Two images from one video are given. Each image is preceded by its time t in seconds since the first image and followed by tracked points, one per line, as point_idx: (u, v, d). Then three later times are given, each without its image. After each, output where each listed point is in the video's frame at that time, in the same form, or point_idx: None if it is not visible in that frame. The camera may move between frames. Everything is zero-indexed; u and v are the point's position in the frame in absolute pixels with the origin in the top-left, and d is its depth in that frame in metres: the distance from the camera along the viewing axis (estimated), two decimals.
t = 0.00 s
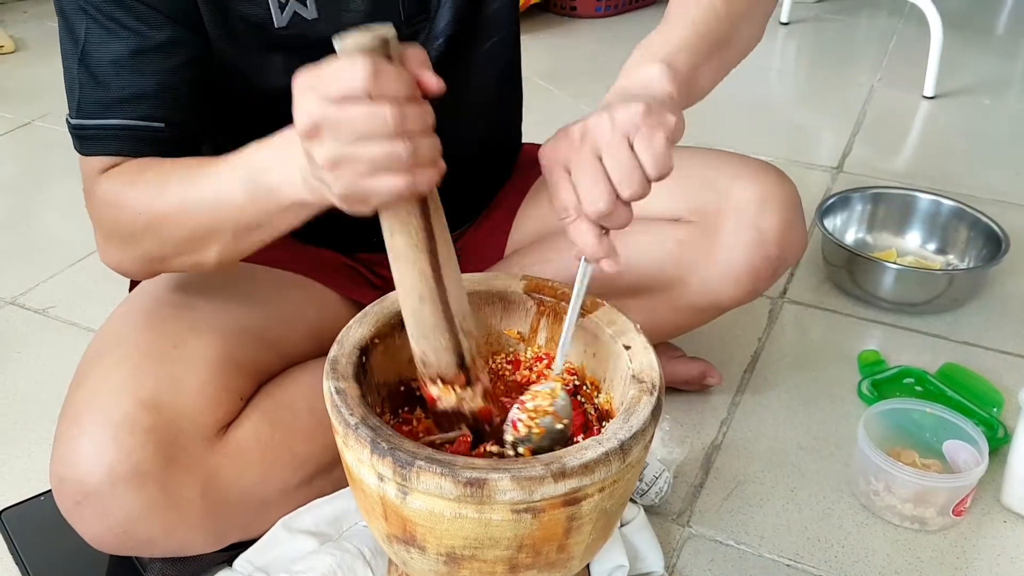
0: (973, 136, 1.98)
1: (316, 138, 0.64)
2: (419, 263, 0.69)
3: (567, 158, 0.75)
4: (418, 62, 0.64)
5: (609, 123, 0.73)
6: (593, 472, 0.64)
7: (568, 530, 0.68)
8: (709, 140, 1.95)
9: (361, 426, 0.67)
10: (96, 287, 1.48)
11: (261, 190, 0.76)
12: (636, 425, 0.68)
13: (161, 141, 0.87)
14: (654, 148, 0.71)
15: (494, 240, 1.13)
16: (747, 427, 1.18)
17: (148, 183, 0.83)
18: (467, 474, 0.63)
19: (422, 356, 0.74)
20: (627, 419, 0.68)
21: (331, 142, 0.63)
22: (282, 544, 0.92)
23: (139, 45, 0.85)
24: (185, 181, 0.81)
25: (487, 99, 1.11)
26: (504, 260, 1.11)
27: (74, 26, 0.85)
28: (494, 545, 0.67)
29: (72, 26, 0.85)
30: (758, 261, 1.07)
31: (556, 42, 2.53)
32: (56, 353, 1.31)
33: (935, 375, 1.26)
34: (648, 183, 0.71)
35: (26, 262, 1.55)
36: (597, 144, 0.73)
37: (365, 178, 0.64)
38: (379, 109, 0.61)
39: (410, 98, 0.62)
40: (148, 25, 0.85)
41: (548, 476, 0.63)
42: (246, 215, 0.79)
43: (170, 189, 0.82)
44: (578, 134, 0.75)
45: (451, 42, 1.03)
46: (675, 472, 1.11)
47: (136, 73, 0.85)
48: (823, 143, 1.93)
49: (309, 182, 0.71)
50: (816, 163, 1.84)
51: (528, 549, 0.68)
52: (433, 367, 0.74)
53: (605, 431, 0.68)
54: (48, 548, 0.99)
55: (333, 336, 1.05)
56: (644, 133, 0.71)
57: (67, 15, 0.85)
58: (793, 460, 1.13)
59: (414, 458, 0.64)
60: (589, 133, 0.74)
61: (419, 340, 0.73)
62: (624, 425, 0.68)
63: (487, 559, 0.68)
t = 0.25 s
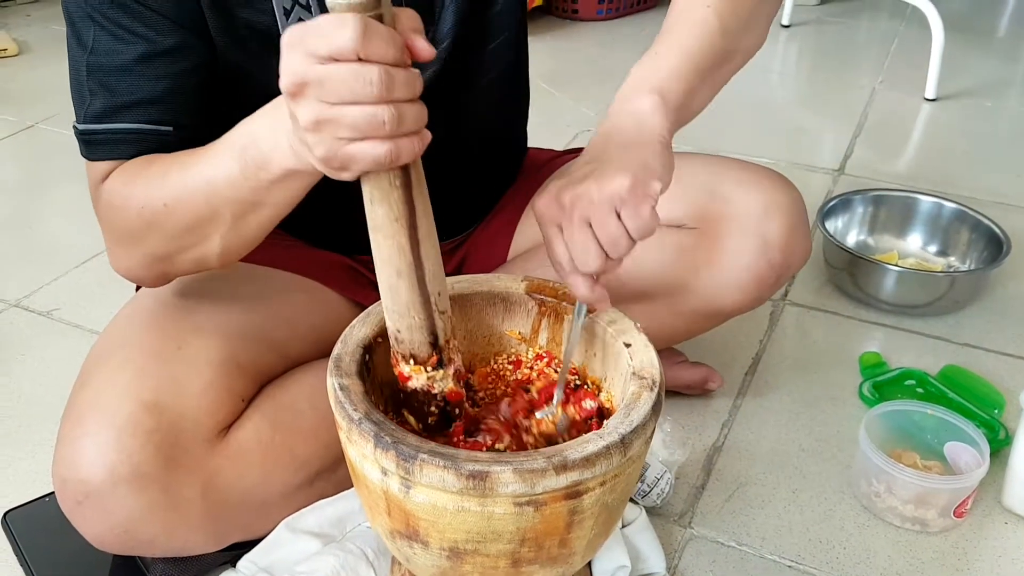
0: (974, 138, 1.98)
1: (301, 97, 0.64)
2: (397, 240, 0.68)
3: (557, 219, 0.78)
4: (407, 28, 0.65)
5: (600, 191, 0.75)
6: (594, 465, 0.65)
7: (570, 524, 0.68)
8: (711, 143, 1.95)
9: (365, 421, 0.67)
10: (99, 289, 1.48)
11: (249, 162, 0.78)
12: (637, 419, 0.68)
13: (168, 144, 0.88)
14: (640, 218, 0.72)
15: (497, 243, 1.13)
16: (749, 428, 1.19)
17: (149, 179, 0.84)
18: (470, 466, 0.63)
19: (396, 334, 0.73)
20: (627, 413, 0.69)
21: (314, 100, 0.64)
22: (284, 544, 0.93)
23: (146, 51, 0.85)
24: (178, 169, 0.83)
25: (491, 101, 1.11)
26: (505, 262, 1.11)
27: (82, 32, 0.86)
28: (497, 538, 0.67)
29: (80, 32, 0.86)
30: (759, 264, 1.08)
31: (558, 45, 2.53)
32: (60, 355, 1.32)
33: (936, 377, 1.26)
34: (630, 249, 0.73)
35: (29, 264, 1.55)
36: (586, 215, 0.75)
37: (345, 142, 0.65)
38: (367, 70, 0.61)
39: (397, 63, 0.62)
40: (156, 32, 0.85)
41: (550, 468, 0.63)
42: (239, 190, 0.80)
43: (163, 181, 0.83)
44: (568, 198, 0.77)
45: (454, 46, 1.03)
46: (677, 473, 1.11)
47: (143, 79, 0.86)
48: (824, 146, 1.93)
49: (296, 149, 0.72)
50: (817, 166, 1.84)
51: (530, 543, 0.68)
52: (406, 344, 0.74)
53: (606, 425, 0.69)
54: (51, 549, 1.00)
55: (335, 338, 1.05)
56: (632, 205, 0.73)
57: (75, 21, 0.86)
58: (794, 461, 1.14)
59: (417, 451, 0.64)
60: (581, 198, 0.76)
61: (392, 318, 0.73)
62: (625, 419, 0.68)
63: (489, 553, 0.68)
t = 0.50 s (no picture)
0: (975, 141, 1.99)
1: (384, 210, 0.65)
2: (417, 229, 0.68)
3: (569, 199, 0.74)
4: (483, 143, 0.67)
5: (615, 167, 0.72)
6: (600, 474, 0.65)
7: (575, 533, 0.68)
8: (712, 145, 1.96)
9: (371, 427, 0.68)
10: (103, 292, 1.49)
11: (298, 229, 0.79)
12: (644, 428, 0.68)
13: (176, 145, 0.87)
14: (660, 191, 0.70)
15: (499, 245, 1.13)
16: (751, 430, 1.19)
17: (176, 206, 0.84)
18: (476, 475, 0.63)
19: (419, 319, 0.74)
20: (634, 422, 0.69)
21: (397, 213, 0.64)
22: (286, 547, 0.93)
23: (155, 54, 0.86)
24: (213, 211, 0.83)
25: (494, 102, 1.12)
26: (508, 266, 1.12)
27: (87, 38, 0.86)
28: (502, 547, 0.67)
29: (85, 38, 0.87)
30: (760, 267, 1.08)
31: (560, 47, 2.54)
32: (63, 357, 1.32)
33: (937, 380, 1.26)
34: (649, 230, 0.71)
35: (33, 267, 1.55)
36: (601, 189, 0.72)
37: (425, 250, 0.65)
38: (451, 186, 0.62)
39: (477, 176, 0.63)
40: (165, 35, 0.87)
41: (556, 478, 0.64)
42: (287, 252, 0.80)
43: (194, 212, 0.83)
44: (582, 171, 0.74)
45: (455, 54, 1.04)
46: (679, 476, 1.11)
47: (153, 83, 0.86)
48: (826, 148, 1.94)
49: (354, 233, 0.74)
50: (819, 168, 1.85)
51: (535, 551, 0.68)
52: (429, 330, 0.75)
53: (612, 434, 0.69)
54: (57, 552, 1.00)
55: (339, 341, 1.06)
56: (649, 175, 0.71)
57: (80, 27, 0.86)
58: (797, 464, 1.14)
59: (423, 459, 0.65)
60: (594, 175, 0.73)
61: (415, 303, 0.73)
62: (631, 428, 0.68)
63: (494, 561, 0.69)
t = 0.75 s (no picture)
0: (975, 142, 1.99)
1: (386, 219, 0.69)
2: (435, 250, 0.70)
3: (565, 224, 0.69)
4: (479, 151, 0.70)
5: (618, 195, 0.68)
6: (596, 472, 0.65)
7: (572, 532, 0.68)
8: (712, 148, 1.96)
9: (367, 426, 0.68)
10: (103, 294, 1.49)
11: (316, 258, 0.82)
12: (640, 426, 0.68)
13: (185, 159, 0.89)
14: (664, 222, 0.66)
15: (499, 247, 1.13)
16: (750, 432, 1.19)
17: (192, 220, 0.87)
18: (472, 473, 0.63)
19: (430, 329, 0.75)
20: (630, 419, 0.69)
21: (398, 221, 0.68)
22: (286, 549, 0.93)
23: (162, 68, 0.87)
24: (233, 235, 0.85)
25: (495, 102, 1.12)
26: (509, 267, 1.12)
27: (92, 46, 0.87)
28: (498, 546, 0.67)
29: (90, 46, 0.87)
30: (760, 268, 1.08)
31: (560, 49, 2.54)
32: (64, 359, 1.32)
33: (937, 381, 1.26)
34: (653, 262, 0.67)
35: (34, 269, 1.55)
36: (604, 219, 0.67)
37: (425, 257, 0.69)
38: (446, 189, 0.66)
39: (475, 177, 0.67)
40: (170, 48, 0.87)
41: (551, 476, 0.64)
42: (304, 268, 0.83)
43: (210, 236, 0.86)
44: (584, 196, 0.69)
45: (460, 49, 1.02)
46: (678, 478, 1.11)
47: (161, 96, 0.87)
48: (826, 150, 1.94)
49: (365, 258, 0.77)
50: (819, 170, 1.85)
51: (532, 550, 0.68)
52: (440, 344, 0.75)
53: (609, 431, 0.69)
54: (57, 553, 1.00)
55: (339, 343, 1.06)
56: (653, 206, 0.67)
57: (85, 36, 0.87)
58: (795, 465, 1.14)
59: (419, 458, 0.65)
60: (596, 204, 0.68)
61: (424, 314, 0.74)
62: (627, 426, 0.68)
63: (491, 560, 0.69)
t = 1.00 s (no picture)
0: (977, 144, 1.98)
1: (284, 70, 0.63)
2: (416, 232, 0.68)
3: (575, 203, 0.75)
4: None
5: (626, 182, 0.74)
6: (594, 442, 0.65)
7: (572, 506, 0.68)
8: (714, 149, 1.96)
9: (368, 403, 0.68)
10: (103, 295, 1.48)
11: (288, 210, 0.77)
12: (637, 399, 0.68)
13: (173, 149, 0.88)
14: (665, 210, 0.75)
15: (499, 251, 1.13)
16: (751, 435, 1.19)
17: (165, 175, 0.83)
18: (473, 443, 0.63)
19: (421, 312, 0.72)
20: (627, 394, 0.69)
21: (297, 69, 0.63)
22: (286, 552, 0.93)
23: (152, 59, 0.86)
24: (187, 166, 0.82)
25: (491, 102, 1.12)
26: (508, 268, 1.11)
27: (85, 42, 0.86)
28: (500, 520, 0.67)
29: (84, 43, 0.87)
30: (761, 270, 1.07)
31: (561, 51, 2.54)
32: (63, 361, 1.32)
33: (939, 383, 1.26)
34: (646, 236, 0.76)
35: (33, 271, 1.55)
36: (611, 202, 0.74)
37: (336, 106, 0.64)
38: (344, 27, 0.60)
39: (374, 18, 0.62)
40: (160, 39, 0.86)
41: (551, 444, 0.63)
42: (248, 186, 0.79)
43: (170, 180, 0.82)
44: (594, 168, 0.75)
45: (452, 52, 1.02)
46: (679, 480, 1.11)
47: (150, 87, 0.86)
48: (827, 152, 1.94)
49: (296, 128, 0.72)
50: (820, 172, 1.85)
51: (532, 525, 0.68)
52: (431, 320, 0.73)
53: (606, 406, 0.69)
54: (55, 555, 1.00)
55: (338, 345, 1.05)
56: (658, 196, 0.74)
57: (79, 32, 0.87)
58: (797, 468, 1.13)
59: (420, 430, 0.64)
60: (606, 187, 0.74)
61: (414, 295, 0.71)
62: (625, 399, 0.68)
63: (492, 536, 0.68)
